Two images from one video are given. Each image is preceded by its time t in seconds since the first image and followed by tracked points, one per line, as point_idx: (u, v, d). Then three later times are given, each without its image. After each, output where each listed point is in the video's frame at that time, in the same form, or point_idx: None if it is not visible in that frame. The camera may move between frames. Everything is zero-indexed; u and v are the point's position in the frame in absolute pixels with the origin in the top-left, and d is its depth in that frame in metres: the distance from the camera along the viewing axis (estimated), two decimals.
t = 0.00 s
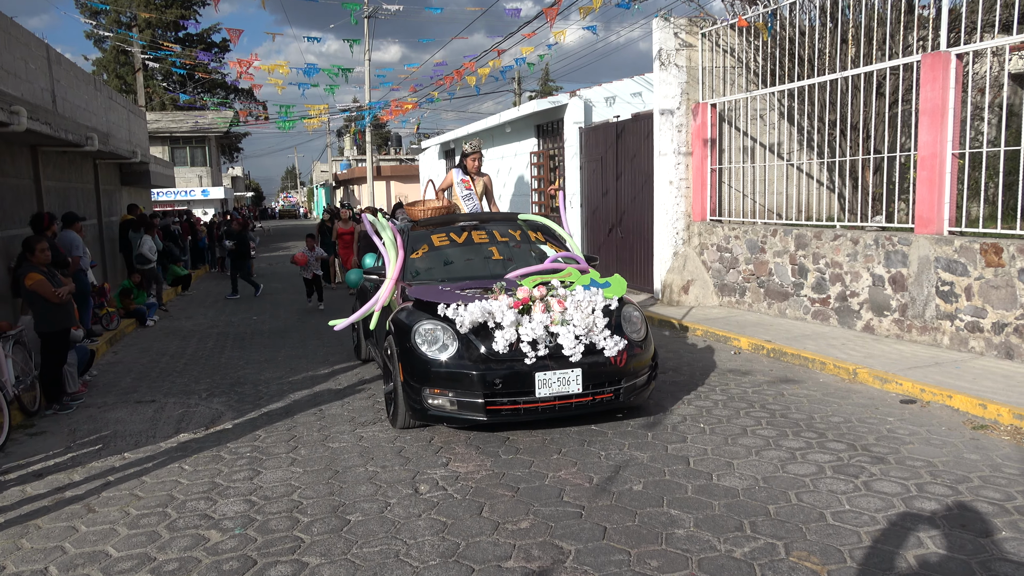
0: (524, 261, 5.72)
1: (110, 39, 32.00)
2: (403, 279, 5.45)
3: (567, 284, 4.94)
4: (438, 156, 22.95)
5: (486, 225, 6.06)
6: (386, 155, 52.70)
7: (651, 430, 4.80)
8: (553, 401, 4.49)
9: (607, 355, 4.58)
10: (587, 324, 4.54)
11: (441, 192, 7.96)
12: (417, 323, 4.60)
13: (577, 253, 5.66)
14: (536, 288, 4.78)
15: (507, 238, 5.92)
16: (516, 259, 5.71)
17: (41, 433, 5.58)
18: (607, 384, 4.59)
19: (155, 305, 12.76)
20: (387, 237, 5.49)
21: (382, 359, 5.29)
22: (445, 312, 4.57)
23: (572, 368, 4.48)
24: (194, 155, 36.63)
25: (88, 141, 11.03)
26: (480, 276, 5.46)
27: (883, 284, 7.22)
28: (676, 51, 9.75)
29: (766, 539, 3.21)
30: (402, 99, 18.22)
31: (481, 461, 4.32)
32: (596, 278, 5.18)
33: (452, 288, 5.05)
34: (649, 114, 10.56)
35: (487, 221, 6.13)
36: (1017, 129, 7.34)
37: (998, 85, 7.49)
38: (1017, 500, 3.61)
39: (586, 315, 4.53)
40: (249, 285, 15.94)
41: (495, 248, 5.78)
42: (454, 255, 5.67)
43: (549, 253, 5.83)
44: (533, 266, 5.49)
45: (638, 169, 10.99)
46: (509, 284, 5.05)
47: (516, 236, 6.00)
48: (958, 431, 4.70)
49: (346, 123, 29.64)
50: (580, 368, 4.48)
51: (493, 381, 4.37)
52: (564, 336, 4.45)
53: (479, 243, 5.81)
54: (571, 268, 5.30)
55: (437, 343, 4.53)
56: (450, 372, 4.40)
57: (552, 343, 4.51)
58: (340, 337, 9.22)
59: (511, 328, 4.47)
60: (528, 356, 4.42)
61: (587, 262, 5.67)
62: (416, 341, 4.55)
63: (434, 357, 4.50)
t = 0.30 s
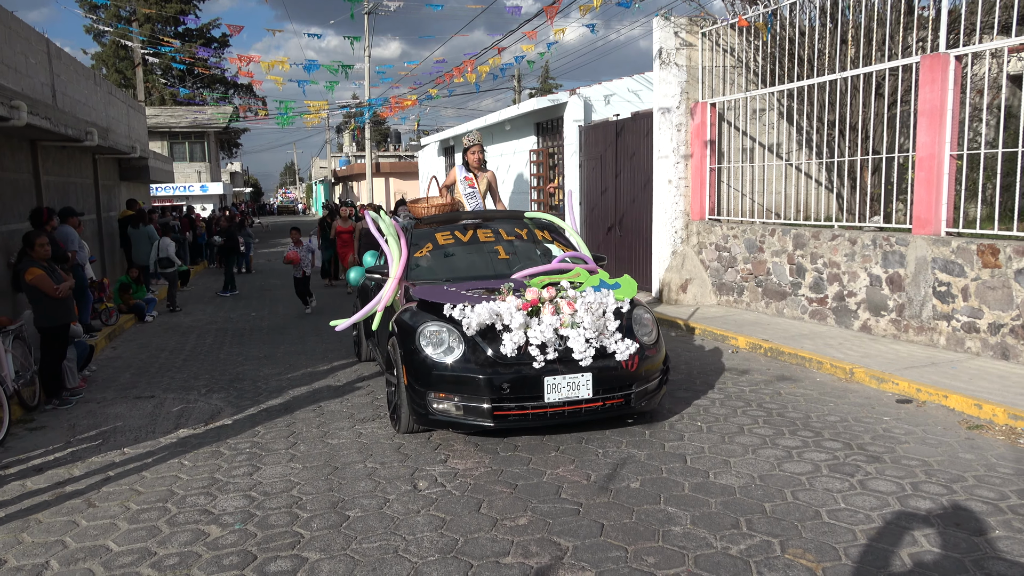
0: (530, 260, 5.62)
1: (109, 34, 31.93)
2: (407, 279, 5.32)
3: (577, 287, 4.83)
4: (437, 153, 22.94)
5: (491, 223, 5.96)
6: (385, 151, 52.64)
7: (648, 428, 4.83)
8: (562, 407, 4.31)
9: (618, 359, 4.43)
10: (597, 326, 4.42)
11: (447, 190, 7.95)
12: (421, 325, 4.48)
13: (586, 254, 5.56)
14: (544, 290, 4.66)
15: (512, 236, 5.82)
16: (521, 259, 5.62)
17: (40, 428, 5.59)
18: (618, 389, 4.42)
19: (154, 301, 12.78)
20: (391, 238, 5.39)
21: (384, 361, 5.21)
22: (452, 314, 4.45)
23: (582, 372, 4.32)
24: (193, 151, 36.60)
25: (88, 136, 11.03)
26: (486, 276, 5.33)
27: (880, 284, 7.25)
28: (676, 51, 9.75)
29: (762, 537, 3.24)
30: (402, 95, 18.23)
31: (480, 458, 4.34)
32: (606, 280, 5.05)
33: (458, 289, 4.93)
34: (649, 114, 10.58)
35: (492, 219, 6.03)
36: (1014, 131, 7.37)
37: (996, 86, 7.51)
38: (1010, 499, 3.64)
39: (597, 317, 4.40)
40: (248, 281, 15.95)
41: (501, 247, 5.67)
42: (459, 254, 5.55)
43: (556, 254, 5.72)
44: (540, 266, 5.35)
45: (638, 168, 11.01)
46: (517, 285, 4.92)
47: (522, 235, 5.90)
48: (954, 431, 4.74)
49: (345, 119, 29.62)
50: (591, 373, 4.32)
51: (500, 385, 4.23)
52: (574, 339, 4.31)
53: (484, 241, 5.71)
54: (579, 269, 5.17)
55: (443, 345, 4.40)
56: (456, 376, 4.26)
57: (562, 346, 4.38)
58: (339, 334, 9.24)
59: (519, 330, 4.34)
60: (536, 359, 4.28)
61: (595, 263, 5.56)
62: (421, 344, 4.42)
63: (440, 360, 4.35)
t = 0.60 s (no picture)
0: (537, 260, 5.51)
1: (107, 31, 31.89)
2: (412, 278, 5.21)
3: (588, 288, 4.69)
4: (436, 151, 22.97)
5: (497, 221, 5.85)
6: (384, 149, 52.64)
7: (648, 425, 4.86)
8: (573, 411, 4.22)
9: (631, 362, 4.33)
10: (609, 329, 4.30)
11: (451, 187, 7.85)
12: (428, 327, 4.35)
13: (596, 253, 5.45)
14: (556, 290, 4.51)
15: (519, 235, 5.70)
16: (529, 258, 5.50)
17: (43, 425, 5.62)
18: (629, 393, 4.33)
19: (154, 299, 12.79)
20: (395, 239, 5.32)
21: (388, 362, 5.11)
22: (460, 315, 4.32)
23: (594, 376, 4.22)
24: (192, 149, 36.59)
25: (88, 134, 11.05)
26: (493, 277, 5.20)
27: (877, 282, 7.29)
28: (674, 49, 9.76)
29: (760, 531, 3.29)
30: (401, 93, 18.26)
31: (481, 455, 4.37)
32: (616, 279, 4.92)
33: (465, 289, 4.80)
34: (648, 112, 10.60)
35: (498, 217, 5.90)
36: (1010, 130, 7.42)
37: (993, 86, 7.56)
38: (1005, 495, 3.69)
39: (610, 320, 4.27)
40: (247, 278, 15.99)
41: (508, 247, 5.53)
42: (464, 254, 5.41)
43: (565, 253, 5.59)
44: (549, 265, 5.22)
45: (636, 167, 11.07)
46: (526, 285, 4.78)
47: (529, 233, 5.78)
48: (950, 428, 4.79)
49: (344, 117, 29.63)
50: (603, 377, 4.23)
51: (509, 390, 4.11)
52: (586, 342, 4.20)
53: (490, 240, 5.60)
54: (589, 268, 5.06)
55: (450, 347, 4.27)
56: (464, 379, 4.14)
57: (573, 349, 4.27)
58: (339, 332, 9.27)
59: (530, 333, 4.21)
60: (547, 362, 4.17)
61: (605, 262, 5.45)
62: (429, 346, 4.29)
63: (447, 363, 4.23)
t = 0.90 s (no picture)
0: (544, 266, 5.41)
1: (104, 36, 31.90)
2: (417, 285, 5.15)
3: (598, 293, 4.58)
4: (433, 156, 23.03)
5: (503, 225, 5.78)
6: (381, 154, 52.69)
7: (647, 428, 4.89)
8: (584, 422, 4.13)
9: (643, 371, 4.22)
10: (621, 337, 4.20)
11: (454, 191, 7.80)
12: (435, 335, 4.27)
13: (604, 258, 5.38)
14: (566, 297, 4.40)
15: (526, 240, 5.61)
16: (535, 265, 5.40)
17: (44, 430, 5.64)
18: (642, 403, 4.23)
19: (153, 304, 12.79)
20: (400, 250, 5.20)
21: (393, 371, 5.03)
22: (467, 324, 4.23)
23: (605, 386, 4.13)
24: (189, 154, 36.62)
25: (86, 140, 11.06)
26: (498, 283, 5.15)
27: (873, 285, 7.35)
28: (670, 54, 9.79)
29: (758, 531, 3.32)
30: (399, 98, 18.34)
31: (481, 457, 4.41)
32: (626, 285, 4.82)
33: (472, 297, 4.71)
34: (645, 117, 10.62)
35: (503, 221, 5.83)
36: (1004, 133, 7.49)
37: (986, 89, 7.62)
38: (1000, 495, 3.73)
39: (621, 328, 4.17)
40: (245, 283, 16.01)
41: (514, 252, 5.48)
42: (468, 260, 5.37)
43: (571, 258, 5.52)
44: (557, 271, 5.14)
45: (633, 171, 11.11)
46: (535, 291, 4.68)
47: (535, 238, 5.71)
48: (945, 429, 4.84)
49: (341, 121, 29.66)
50: (614, 387, 4.14)
51: (518, 400, 4.02)
52: (597, 352, 4.10)
53: (496, 245, 5.53)
54: (597, 274, 4.97)
55: (457, 357, 4.20)
56: (471, 390, 4.06)
57: (584, 357, 4.17)
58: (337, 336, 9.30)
59: (539, 342, 4.11)
60: (558, 372, 4.07)
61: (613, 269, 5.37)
62: (435, 355, 4.21)
63: (454, 373, 4.15)
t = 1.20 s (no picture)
0: (549, 275, 5.32)
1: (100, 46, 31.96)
2: (419, 296, 5.07)
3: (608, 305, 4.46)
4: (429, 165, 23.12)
5: (507, 234, 5.71)
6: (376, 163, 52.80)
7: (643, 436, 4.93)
8: (594, 437, 4.00)
9: (653, 385, 4.12)
10: (631, 350, 4.09)
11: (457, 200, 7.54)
12: (441, 347, 4.16)
13: (608, 269, 5.30)
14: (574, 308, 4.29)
15: (531, 250, 5.54)
16: (540, 275, 5.31)
17: (41, 437, 5.65)
18: (652, 418, 4.12)
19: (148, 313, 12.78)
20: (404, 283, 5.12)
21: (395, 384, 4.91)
22: (473, 336, 4.11)
23: (616, 401, 4.02)
24: (185, 163, 36.65)
25: (83, 148, 11.09)
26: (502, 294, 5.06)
27: (866, 295, 7.43)
28: (665, 66, 9.96)
29: (752, 537, 3.37)
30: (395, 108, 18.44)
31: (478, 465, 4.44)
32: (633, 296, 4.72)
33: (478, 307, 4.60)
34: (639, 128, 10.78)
35: (506, 231, 5.76)
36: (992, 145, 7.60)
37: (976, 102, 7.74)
38: (990, 501, 3.79)
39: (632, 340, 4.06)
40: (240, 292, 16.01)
41: (518, 261, 5.39)
42: (469, 270, 5.28)
43: (570, 269, 5.43)
44: (562, 283, 5.04)
45: (628, 181, 11.21)
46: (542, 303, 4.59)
47: (540, 248, 5.62)
48: (937, 437, 4.90)
49: (337, 131, 29.75)
50: (625, 401, 4.02)
51: (526, 415, 3.90)
52: (607, 365, 4.00)
53: (499, 255, 5.43)
54: (603, 287, 4.88)
55: (463, 370, 4.08)
56: (476, 404, 3.93)
57: (593, 371, 4.05)
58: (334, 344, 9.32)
59: (548, 354, 3.99)
60: (567, 386, 3.97)
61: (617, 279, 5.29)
62: (440, 369, 4.10)
63: (460, 387, 4.03)
